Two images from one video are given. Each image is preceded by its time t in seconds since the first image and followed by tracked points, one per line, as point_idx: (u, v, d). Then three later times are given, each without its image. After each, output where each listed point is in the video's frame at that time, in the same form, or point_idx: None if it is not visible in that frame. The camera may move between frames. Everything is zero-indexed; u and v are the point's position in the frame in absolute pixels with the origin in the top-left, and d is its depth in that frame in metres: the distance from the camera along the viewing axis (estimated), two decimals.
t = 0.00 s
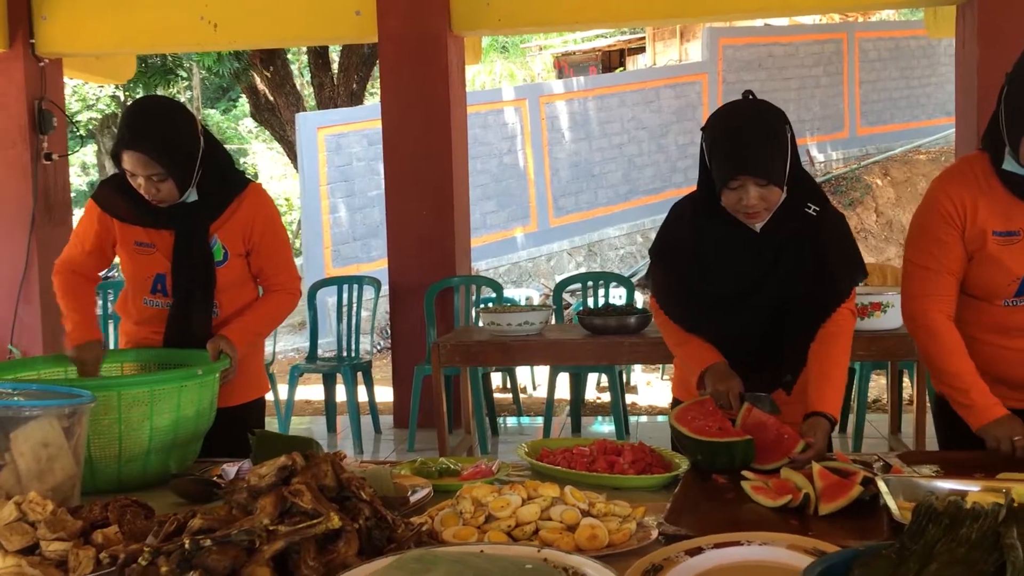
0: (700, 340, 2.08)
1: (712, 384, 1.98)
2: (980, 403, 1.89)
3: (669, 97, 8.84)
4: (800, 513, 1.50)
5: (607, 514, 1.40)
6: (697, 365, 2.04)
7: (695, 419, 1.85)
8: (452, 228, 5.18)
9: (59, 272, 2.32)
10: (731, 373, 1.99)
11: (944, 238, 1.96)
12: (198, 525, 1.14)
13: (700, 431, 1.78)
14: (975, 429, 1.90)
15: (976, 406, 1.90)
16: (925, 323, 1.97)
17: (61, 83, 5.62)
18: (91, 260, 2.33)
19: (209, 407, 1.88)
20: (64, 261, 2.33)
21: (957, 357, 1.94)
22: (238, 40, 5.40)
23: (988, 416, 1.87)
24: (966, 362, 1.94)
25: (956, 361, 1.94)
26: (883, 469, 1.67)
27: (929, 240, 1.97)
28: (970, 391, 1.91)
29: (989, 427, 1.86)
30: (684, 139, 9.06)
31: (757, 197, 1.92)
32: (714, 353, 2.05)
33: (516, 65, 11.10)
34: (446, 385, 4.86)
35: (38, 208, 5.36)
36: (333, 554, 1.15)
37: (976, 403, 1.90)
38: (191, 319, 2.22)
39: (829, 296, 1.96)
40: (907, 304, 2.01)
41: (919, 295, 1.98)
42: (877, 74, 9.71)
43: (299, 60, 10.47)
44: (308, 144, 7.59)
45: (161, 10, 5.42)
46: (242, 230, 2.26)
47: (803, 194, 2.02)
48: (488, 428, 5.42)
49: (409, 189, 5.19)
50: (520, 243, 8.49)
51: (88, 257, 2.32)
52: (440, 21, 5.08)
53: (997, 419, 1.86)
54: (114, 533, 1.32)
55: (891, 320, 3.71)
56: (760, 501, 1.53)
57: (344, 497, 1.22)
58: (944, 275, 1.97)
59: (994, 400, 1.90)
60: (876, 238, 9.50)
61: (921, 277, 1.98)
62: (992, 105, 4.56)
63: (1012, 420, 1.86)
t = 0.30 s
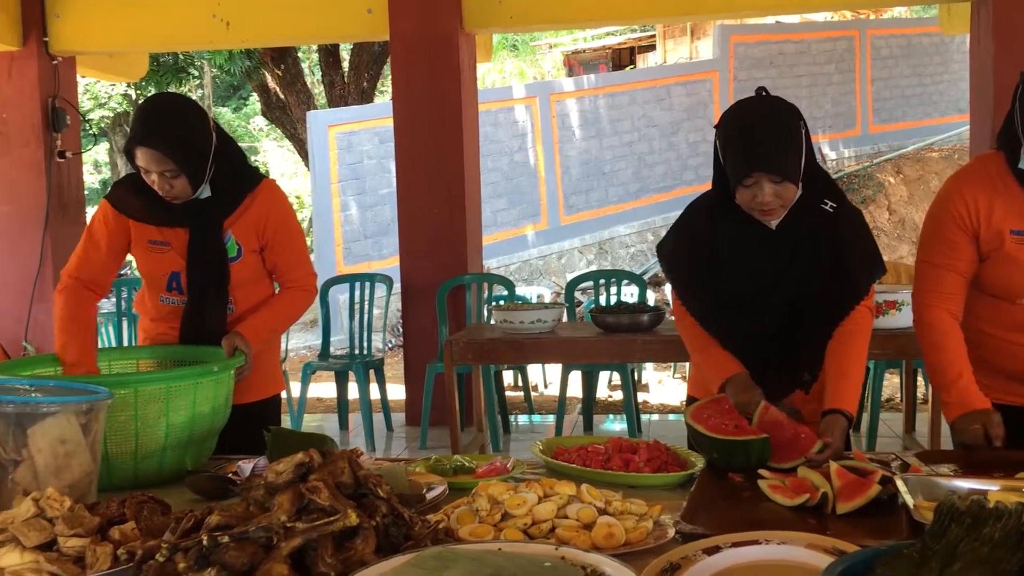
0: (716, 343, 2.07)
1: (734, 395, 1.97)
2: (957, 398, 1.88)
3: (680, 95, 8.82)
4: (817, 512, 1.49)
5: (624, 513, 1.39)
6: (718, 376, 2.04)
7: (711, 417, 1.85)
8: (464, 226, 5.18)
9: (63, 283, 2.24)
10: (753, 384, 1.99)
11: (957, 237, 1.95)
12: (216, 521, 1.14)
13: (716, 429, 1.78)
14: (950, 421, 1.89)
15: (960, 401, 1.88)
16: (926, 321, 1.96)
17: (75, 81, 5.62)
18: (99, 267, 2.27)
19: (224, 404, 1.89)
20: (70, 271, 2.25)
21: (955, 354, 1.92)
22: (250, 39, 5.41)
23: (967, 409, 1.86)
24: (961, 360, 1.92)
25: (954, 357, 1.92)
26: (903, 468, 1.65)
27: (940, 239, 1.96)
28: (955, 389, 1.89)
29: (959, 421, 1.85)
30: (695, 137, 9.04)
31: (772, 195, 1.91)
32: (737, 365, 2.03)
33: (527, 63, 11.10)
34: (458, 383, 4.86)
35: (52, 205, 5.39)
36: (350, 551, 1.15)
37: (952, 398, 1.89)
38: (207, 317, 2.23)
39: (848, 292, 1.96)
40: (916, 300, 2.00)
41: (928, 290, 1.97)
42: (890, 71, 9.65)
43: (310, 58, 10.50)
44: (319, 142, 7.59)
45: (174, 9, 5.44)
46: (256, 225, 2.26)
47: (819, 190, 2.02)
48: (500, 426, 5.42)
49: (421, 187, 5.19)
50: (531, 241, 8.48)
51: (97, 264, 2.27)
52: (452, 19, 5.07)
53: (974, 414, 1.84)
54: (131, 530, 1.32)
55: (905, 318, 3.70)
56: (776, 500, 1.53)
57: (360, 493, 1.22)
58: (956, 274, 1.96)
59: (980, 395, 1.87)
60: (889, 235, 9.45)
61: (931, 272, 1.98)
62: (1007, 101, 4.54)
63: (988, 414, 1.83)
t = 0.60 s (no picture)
0: (739, 334, 2.05)
1: (756, 377, 1.96)
2: (1014, 389, 1.88)
3: (702, 92, 8.77)
4: (844, 513, 1.48)
5: (648, 513, 1.38)
6: (739, 358, 2.04)
7: (735, 417, 1.83)
8: (486, 224, 5.19)
9: (92, 282, 2.27)
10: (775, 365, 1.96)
11: (983, 236, 1.93)
12: (243, 519, 1.15)
13: (741, 430, 1.76)
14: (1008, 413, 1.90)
15: (1013, 391, 1.88)
16: (959, 320, 1.94)
17: (100, 80, 5.66)
18: (124, 265, 2.30)
19: (249, 401, 1.90)
20: (98, 269, 2.28)
21: (993, 350, 1.91)
22: (273, 38, 5.44)
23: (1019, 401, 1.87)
24: (1004, 354, 1.90)
25: (993, 352, 1.91)
26: (931, 469, 1.63)
27: (967, 238, 1.95)
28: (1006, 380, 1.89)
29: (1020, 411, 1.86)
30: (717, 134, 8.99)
31: (796, 185, 1.90)
32: (751, 343, 2.04)
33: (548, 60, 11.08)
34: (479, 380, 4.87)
35: (78, 204, 5.44)
36: (375, 549, 1.15)
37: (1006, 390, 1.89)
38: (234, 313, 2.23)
39: (873, 288, 1.93)
40: (943, 299, 1.98)
41: (958, 289, 1.95)
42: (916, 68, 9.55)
43: (332, 57, 10.54)
44: (341, 140, 7.60)
45: (198, 8, 5.47)
46: (279, 222, 2.28)
47: (845, 186, 2.01)
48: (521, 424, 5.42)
49: (442, 185, 5.20)
50: (552, 238, 8.47)
51: (123, 262, 2.29)
52: (474, 17, 5.07)
53: None
54: (158, 526, 1.33)
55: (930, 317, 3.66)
56: (803, 501, 1.52)
57: (385, 492, 1.22)
58: (983, 273, 1.94)
59: None
60: (913, 233, 9.36)
61: (960, 272, 1.95)
62: None
63: None
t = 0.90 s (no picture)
0: (773, 325, 2.01)
1: (789, 363, 1.91)
2: None
3: (737, 88, 8.70)
4: (881, 513, 1.46)
5: (681, 510, 1.38)
6: (769, 346, 1.99)
7: (769, 413, 1.82)
8: (519, 221, 5.19)
9: (137, 285, 2.30)
10: (808, 350, 1.91)
11: None
12: (276, 512, 1.16)
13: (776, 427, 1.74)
14: None
15: None
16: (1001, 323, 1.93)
17: (138, 80, 5.73)
18: (169, 265, 2.32)
19: (283, 395, 1.91)
20: (142, 272, 2.31)
21: None
22: (308, 36, 5.48)
23: None
24: None
25: None
26: (970, 469, 1.61)
27: (1008, 238, 1.91)
28: None
29: None
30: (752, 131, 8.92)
31: (832, 169, 1.90)
32: (781, 330, 1.99)
33: (580, 57, 11.09)
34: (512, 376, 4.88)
35: (116, 202, 5.52)
36: (407, 543, 1.15)
37: None
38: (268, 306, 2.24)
39: (912, 279, 1.91)
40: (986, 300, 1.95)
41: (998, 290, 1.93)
42: (956, 62, 9.39)
43: (365, 55, 10.59)
44: (375, 138, 7.64)
45: (233, 8, 5.53)
46: (309, 218, 2.30)
47: (881, 178, 2.00)
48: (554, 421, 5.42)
49: (475, 182, 5.20)
50: (584, 235, 8.45)
51: (166, 260, 2.32)
52: (507, 14, 5.07)
53: None
54: (194, 519, 1.34)
55: (970, 316, 3.60)
56: (839, 499, 1.50)
57: (417, 487, 1.23)
58: None
59: None
60: (952, 231, 9.20)
61: (1001, 273, 1.92)
62: None
63: None
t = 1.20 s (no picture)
0: (819, 319, 1.98)
1: (839, 360, 1.86)
2: None
3: (785, 82, 8.59)
4: (931, 512, 1.43)
5: (725, 507, 1.36)
6: (819, 342, 1.94)
7: (816, 410, 1.79)
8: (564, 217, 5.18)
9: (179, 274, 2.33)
10: (859, 347, 1.86)
11: None
12: (319, 504, 1.17)
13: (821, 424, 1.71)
14: None
15: None
16: None
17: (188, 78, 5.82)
18: (210, 257, 2.35)
19: (327, 389, 1.93)
20: (183, 262, 2.34)
21: None
22: (354, 34, 5.52)
23: None
24: None
25: None
26: None
27: None
28: None
29: None
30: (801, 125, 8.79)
31: (882, 159, 1.87)
32: (831, 327, 1.95)
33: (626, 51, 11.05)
34: (556, 372, 4.87)
35: (167, 198, 5.62)
36: (449, 536, 1.15)
37: None
38: (305, 295, 2.27)
39: (964, 273, 1.89)
40: None
41: None
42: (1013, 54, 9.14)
43: (411, 52, 10.62)
44: (421, 135, 7.67)
45: (281, 7, 5.59)
46: (347, 208, 2.32)
47: (933, 171, 1.97)
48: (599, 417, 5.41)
49: (520, 178, 5.20)
50: (630, 231, 8.41)
51: (207, 253, 2.34)
52: (552, 9, 5.05)
53: None
54: (240, 510, 1.36)
55: None
56: (888, 498, 1.47)
57: (458, 480, 1.23)
58: None
59: None
60: (1009, 226, 8.97)
61: None
62: None
63: None
